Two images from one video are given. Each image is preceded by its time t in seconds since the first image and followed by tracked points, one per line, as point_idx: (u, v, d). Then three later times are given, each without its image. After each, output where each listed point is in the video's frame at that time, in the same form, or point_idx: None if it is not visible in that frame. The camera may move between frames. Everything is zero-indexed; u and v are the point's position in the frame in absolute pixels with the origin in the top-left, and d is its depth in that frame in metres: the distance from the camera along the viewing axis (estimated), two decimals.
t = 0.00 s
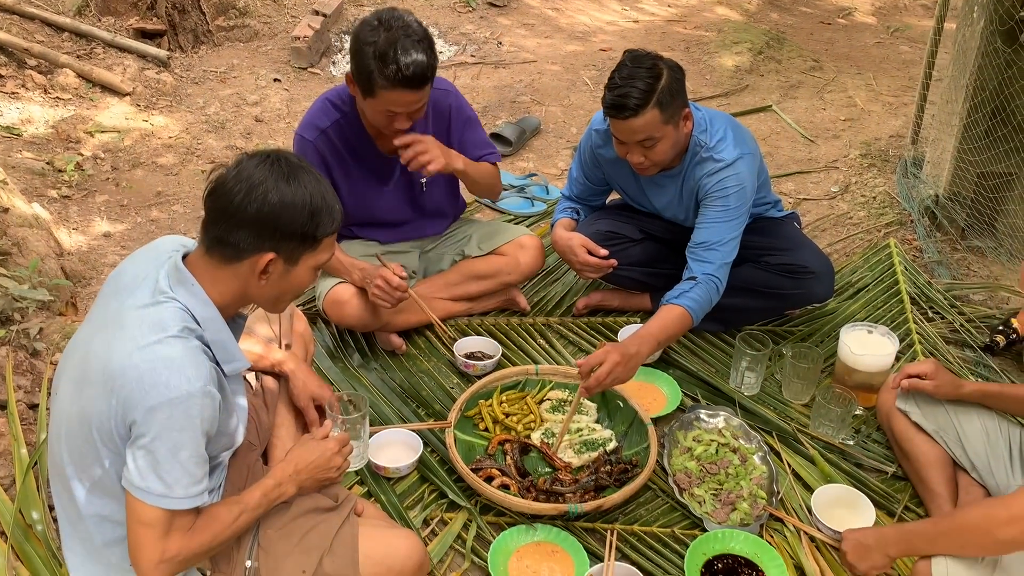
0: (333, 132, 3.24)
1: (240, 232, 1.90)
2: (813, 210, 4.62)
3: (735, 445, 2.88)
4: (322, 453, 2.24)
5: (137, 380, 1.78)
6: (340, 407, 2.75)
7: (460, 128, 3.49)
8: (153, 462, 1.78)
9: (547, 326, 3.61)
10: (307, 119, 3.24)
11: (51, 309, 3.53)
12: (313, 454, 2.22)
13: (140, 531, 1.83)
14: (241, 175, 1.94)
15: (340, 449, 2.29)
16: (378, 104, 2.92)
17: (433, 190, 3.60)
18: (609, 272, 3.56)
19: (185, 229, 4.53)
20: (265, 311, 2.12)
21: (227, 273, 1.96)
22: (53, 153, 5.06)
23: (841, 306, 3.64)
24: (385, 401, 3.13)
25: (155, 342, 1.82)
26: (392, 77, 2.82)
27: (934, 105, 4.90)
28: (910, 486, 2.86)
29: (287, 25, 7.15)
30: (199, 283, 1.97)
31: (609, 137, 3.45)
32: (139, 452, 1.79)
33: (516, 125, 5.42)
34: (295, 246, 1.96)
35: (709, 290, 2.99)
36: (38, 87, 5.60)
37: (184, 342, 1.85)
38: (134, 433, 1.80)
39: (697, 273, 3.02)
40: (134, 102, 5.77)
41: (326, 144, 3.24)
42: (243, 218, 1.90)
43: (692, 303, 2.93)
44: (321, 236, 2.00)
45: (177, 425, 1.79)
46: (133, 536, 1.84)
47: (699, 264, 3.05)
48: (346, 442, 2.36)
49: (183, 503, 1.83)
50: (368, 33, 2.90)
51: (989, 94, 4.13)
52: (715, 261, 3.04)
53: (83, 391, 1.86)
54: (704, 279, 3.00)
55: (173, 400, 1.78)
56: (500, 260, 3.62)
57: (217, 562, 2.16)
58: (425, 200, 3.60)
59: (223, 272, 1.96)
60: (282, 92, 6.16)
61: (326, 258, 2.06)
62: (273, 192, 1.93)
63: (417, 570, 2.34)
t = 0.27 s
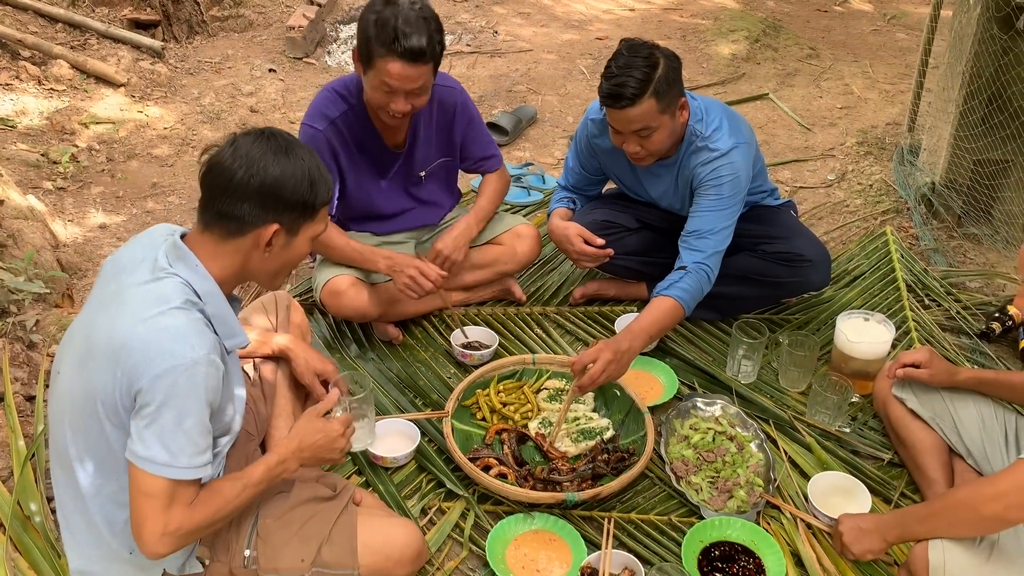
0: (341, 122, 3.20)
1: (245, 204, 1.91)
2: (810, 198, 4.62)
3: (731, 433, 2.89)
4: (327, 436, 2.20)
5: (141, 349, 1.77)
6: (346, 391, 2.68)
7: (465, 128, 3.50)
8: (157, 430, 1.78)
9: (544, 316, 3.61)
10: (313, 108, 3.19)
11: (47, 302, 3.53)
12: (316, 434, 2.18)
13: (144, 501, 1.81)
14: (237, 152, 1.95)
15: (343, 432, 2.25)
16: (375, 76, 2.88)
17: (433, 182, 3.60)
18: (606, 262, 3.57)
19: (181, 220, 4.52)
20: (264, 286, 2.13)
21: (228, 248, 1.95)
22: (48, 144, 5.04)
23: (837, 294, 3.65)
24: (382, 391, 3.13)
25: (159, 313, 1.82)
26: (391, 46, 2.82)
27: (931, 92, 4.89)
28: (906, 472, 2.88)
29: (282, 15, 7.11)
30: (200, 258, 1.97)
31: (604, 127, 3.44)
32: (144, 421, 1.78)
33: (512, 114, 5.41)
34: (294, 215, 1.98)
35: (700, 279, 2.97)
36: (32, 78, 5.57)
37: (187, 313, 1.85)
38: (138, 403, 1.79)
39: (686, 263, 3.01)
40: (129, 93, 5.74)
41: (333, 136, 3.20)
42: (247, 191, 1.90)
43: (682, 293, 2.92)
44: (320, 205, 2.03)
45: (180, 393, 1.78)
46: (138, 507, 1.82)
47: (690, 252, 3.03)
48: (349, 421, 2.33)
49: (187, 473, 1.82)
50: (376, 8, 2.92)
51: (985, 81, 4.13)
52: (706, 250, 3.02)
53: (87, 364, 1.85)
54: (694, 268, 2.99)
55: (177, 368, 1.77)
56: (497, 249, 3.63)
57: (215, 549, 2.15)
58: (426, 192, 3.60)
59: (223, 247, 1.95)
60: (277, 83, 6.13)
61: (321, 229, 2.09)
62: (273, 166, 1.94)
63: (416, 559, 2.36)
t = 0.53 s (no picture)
0: (356, 118, 3.18)
1: (231, 186, 1.92)
2: (808, 189, 4.62)
3: (730, 424, 2.89)
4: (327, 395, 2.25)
5: (160, 327, 1.80)
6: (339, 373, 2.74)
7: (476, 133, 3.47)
8: (186, 403, 1.82)
9: (542, 308, 3.61)
10: (327, 101, 3.17)
11: (46, 297, 3.52)
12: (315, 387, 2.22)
13: (179, 472, 1.87)
14: (220, 136, 1.96)
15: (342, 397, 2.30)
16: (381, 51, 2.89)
17: (439, 183, 3.59)
18: (604, 254, 3.57)
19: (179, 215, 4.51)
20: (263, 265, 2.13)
21: (222, 231, 1.97)
22: (45, 140, 5.03)
23: (836, 285, 3.65)
24: (382, 384, 3.14)
25: (172, 291, 1.83)
26: (400, 17, 2.84)
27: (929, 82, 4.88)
28: (904, 462, 2.89)
29: (279, 9, 7.09)
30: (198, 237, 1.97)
31: (602, 119, 3.43)
32: (171, 395, 1.82)
33: (510, 107, 5.40)
34: (280, 194, 1.98)
35: (701, 270, 2.99)
36: (28, 73, 5.56)
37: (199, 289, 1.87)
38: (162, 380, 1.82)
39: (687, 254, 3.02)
40: (126, 88, 5.73)
41: (348, 133, 3.18)
42: (231, 172, 1.91)
43: (684, 286, 2.92)
44: (307, 182, 2.02)
45: (205, 365, 1.83)
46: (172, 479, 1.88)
47: (692, 244, 3.05)
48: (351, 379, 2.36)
49: (218, 440, 1.89)
50: None
51: (983, 72, 4.12)
52: (708, 242, 3.03)
53: (101, 348, 1.86)
54: (694, 260, 3.00)
55: (200, 342, 1.81)
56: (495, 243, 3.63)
57: (217, 539, 2.15)
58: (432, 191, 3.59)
59: (217, 229, 1.97)
60: (274, 77, 6.11)
61: (314, 204, 2.08)
62: (254, 145, 1.95)
63: (416, 551, 2.35)
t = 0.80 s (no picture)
0: (360, 121, 3.16)
1: (209, 180, 1.93)
2: (807, 185, 4.62)
3: (730, 420, 2.89)
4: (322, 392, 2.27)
5: (155, 322, 1.80)
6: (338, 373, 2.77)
7: (477, 131, 3.47)
8: (181, 398, 1.82)
9: (542, 305, 3.61)
10: (330, 103, 3.15)
11: (46, 296, 3.53)
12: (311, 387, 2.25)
13: (175, 467, 1.87)
14: (203, 128, 1.97)
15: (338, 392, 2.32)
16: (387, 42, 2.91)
17: (440, 181, 3.58)
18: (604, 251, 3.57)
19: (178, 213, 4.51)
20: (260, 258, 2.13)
21: (211, 227, 2.00)
22: (44, 139, 5.03)
23: (835, 280, 3.65)
24: (382, 382, 3.14)
25: (168, 286, 1.84)
26: (405, 6, 2.87)
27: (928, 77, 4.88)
28: (904, 457, 2.89)
29: (277, 7, 7.09)
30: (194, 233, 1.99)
31: (602, 116, 3.43)
32: (166, 391, 1.82)
33: (508, 103, 5.40)
34: (262, 187, 1.96)
35: (702, 267, 2.98)
36: (27, 72, 5.55)
37: (195, 284, 1.88)
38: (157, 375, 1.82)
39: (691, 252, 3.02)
40: (124, 87, 5.72)
41: (352, 136, 3.17)
42: (207, 166, 1.92)
43: (687, 283, 2.93)
44: (292, 175, 1.99)
45: (200, 361, 1.82)
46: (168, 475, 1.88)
47: (694, 241, 3.04)
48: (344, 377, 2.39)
49: (214, 436, 1.88)
50: None
51: (982, 67, 4.12)
52: (711, 239, 3.04)
53: (99, 344, 1.87)
54: (697, 257, 3.00)
55: (195, 336, 1.81)
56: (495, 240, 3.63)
57: (218, 537, 2.16)
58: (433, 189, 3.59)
59: (207, 226, 1.99)
60: (273, 74, 6.11)
61: (304, 197, 2.04)
62: (233, 139, 1.93)
63: (417, 548, 2.35)
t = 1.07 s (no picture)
0: (350, 118, 3.17)
1: (179, 190, 1.91)
2: (806, 183, 4.62)
3: (729, 419, 2.90)
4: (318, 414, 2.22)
5: (133, 337, 1.78)
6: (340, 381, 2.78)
7: (470, 128, 3.46)
8: (156, 414, 1.80)
9: (541, 305, 3.61)
10: (321, 100, 3.16)
11: (45, 297, 3.53)
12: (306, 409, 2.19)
13: (149, 483, 1.84)
14: (178, 133, 1.93)
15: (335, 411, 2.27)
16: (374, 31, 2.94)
17: (435, 179, 3.58)
18: (602, 250, 3.57)
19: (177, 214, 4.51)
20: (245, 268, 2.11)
21: (191, 236, 1.98)
22: (42, 140, 5.03)
23: (834, 279, 3.66)
24: (381, 382, 3.14)
25: (148, 300, 1.83)
26: None
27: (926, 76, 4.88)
28: (903, 455, 2.89)
29: (275, 7, 7.09)
30: (181, 244, 1.98)
31: (600, 116, 3.43)
32: (141, 407, 1.80)
33: (507, 103, 5.40)
34: (233, 196, 1.92)
35: (694, 265, 3.00)
36: (25, 73, 5.55)
37: (175, 298, 1.86)
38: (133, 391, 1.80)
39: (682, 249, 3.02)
40: (123, 88, 5.72)
41: (343, 133, 3.17)
42: (175, 174, 1.90)
43: (674, 276, 2.94)
44: (267, 186, 1.95)
45: (177, 377, 1.80)
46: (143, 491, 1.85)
47: (686, 240, 3.05)
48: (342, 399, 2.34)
49: (190, 454, 1.85)
50: None
51: (979, 65, 4.12)
52: (703, 238, 3.04)
53: (81, 356, 1.86)
54: (688, 255, 3.01)
55: (171, 352, 1.79)
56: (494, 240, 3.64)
57: (217, 541, 2.16)
58: (429, 187, 3.58)
59: (188, 234, 1.98)
60: (271, 75, 6.10)
61: (282, 206, 1.99)
62: (201, 145, 1.90)
63: (416, 548, 2.36)
